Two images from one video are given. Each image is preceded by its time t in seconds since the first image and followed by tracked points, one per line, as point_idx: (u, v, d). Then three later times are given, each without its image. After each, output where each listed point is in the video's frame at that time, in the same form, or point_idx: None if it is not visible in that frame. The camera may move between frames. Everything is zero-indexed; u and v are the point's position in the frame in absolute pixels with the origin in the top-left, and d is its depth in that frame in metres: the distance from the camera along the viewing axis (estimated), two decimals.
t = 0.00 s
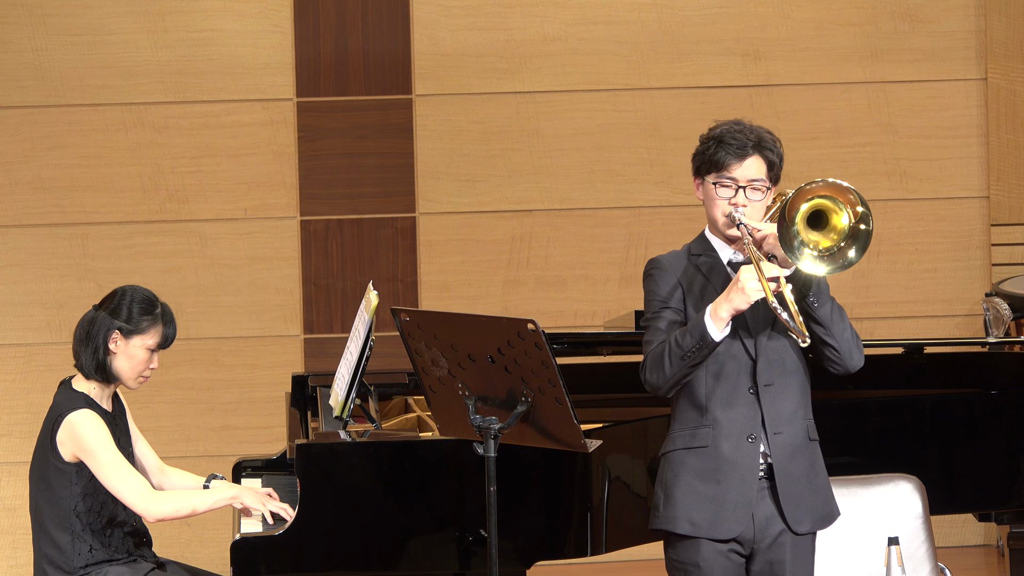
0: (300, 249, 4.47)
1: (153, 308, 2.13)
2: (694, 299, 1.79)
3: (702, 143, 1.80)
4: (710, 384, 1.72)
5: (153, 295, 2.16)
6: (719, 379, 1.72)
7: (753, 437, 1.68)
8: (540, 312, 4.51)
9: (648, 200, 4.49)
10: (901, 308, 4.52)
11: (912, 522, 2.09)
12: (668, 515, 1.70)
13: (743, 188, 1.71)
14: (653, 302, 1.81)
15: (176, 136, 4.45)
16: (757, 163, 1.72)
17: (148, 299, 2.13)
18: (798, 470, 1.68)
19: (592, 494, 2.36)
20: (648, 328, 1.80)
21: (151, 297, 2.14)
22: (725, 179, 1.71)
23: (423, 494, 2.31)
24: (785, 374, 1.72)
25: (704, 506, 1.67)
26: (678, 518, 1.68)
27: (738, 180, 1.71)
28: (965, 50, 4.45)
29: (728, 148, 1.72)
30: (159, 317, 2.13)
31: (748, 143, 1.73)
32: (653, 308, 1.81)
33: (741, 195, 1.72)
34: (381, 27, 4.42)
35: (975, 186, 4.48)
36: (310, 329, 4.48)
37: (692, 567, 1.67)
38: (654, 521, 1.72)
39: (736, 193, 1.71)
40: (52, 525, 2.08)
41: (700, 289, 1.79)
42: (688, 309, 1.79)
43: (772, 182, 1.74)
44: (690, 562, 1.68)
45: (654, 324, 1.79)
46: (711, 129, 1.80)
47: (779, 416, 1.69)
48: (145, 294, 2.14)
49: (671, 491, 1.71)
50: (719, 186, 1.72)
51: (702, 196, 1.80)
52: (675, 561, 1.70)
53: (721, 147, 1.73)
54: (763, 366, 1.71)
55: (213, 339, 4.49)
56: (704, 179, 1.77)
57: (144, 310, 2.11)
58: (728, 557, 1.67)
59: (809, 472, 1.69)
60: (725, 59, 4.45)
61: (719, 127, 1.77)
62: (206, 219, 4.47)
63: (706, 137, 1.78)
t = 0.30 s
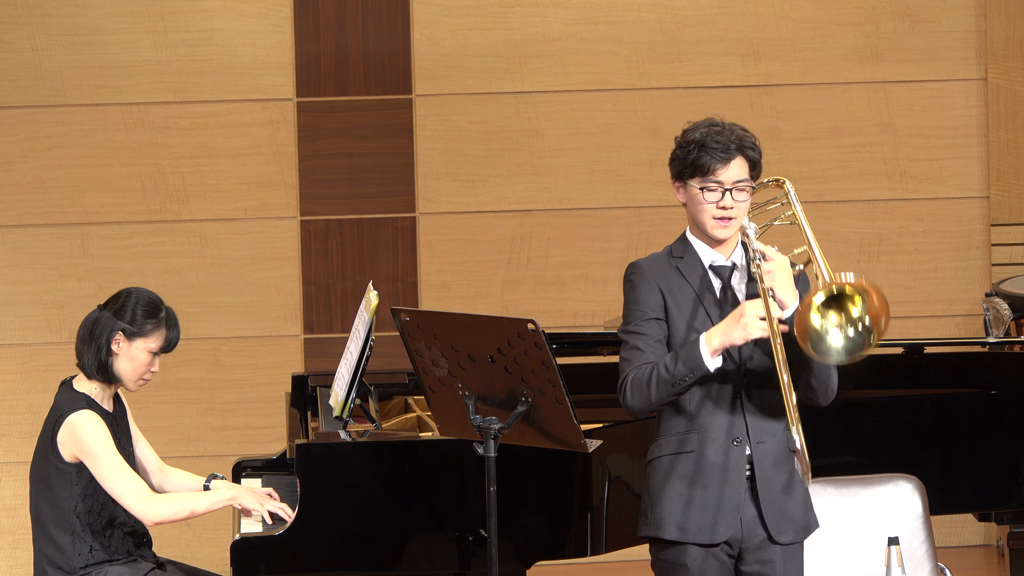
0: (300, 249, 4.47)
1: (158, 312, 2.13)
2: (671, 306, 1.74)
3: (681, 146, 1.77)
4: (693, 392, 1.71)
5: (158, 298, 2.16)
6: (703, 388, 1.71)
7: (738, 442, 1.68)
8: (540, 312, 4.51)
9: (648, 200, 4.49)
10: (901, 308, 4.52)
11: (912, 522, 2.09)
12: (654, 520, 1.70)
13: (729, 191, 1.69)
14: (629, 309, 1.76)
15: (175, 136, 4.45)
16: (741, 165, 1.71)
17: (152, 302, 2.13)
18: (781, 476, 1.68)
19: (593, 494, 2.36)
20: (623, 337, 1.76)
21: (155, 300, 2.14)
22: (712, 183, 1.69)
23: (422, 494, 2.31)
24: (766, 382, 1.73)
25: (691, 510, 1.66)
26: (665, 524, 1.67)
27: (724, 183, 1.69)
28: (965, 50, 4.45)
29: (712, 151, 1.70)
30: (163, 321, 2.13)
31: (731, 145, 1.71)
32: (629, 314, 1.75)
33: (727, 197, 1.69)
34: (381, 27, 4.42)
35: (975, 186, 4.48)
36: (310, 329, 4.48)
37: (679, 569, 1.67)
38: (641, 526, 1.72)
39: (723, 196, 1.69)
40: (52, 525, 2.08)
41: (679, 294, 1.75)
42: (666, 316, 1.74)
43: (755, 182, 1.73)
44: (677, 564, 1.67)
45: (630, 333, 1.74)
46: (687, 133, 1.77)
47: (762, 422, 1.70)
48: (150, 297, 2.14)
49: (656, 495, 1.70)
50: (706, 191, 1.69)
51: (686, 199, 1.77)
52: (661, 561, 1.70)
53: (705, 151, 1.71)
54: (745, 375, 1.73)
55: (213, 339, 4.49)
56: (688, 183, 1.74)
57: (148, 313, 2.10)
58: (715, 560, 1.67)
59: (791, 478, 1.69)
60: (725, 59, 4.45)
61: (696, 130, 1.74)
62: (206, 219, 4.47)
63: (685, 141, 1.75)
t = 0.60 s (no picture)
0: (300, 249, 4.47)
1: (166, 319, 2.12)
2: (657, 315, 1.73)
3: (666, 149, 1.75)
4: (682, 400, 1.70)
5: (168, 305, 2.16)
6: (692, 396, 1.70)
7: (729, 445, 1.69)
8: (540, 312, 4.51)
9: (648, 200, 4.49)
10: (901, 308, 4.52)
11: (912, 521, 2.08)
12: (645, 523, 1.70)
13: (722, 196, 1.69)
14: (615, 317, 1.75)
15: (176, 136, 4.45)
16: (732, 167, 1.71)
17: (162, 310, 2.13)
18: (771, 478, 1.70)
19: (592, 494, 2.36)
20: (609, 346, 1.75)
21: (165, 308, 2.14)
22: (703, 190, 1.69)
23: (422, 494, 2.31)
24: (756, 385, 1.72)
25: (683, 513, 1.67)
26: (658, 528, 1.67)
27: (716, 188, 1.69)
28: (965, 50, 4.45)
29: (703, 158, 1.69)
30: (171, 329, 2.12)
31: (721, 149, 1.70)
32: (615, 323, 1.74)
33: (720, 202, 1.70)
34: (381, 27, 4.42)
35: (975, 186, 4.48)
36: (310, 329, 4.48)
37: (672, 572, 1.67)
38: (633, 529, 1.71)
39: (716, 201, 1.70)
40: (52, 525, 2.08)
41: (668, 298, 1.73)
42: (655, 322, 1.73)
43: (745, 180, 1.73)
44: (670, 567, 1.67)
45: (614, 344, 1.73)
46: (672, 139, 1.75)
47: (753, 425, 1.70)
48: (159, 304, 2.14)
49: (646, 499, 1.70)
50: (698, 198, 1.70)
51: (675, 203, 1.77)
52: (653, 562, 1.70)
53: (695, 158, 1.70)
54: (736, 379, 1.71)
55: (213, 339, 4.49)
56: (679, 190, 1.73)
57: (156, 320, 2.10)
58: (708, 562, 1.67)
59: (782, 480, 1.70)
60: (725, 59, 4.45)
61: (681, 137, 1.73)
62: (206, 219, 4.47)
63: (672, 148, 1.74)
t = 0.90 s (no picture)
0: (300, 249, 4.47)
1: (170, 319, 2.13)
2: (664, 321, 1.72)
3: (710, 150, 1.70)
4: (687, 406, 1.73)
5: (172, 305, 2.17)
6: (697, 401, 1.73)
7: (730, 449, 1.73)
8: (540, 312, 4.51)
9: (648, 200, 4.49)
10: (901, 308, 4.52)
11: (911, 522, 2.09)
12: (650, 526, 1.73)
13: (760, 206, 1.71)
14: (622, 321, 1.74)
15: (176, 136, 4.45)
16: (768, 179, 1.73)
17: (166, 309, 2.13)
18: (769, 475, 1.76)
19: (593, 494, 2.35)
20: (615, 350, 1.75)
21: (170, 308, 2.14)
22: (749, 200, 1.69)
23: (422, 494, 2.31)
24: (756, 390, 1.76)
25: (688, 517, 1.70)
26: (662, 531, 1.71)
27: (759, 198, 1.70)
28: (965, 50, 4.45)
29: (755, 168, 1.68)
30: (175, 328, 2.13)
31: (767, 160, 1.70)
32: (622, 327, 1.73)
33: (755, 211, 1.70)
34: (381, 27, 4.42)
35: (975, 186, 4.48)
36: (310, 329, 4.48)
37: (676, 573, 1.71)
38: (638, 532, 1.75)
39: (755, 211, 1.70)
40: (55, 525, 2.08)
41: (676, 302, 1.73)
42: (663, 327, 1.72)
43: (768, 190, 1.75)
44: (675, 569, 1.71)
45: (623, 351, 1.72)
46: (709, 146, 1.71)
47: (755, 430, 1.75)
48: (163, 303, 2.14)
49: (649, 502, 1.74)
50: (742, 207, 1.69)
51: (705, 205, 1.72)
52: (657, 562, 1.74)
53: (744, 169, 1.68)
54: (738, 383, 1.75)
55: (214, 339, 4.49)
56: (720, 197, 1.70)
57: (160, 320, 2.10)
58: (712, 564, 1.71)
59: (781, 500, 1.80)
60: (726, 59, 4.45)
61: (721, 146, 1.70)
62: (206, 219, 4.47)
63: (714, 156, 1.70)
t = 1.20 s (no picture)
0: (300, 249, 4.47)
1: (174, 317, 2.13)
2: (728, 321, 1.66)
3: (787, 151, 1.67)
4: (739, 407, 1.69)
5: (175, 303, 2.16)
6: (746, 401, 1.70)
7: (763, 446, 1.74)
8: (540, 312, 4.51)
9: (648, 200, 4.49)
10: (901, 308, 4.52)
11: (911, 521, 2.10)
12: (686, 525, 1.68)
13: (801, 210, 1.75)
14: (687, 320, 1.65)
15: (176, 136, 4.45)
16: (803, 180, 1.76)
17: (169, 308, 2.13)
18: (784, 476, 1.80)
19: (593, 494, 2.36)
20: (678, 349, 1.65)
21: (172, 306, 2.14)
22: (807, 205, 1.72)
23: (422, 494, 2.30)
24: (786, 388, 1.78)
25: (729, 514, 1.68)
26: (701, 530, 1.67)
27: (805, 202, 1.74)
28: (965, 50, 4.45)
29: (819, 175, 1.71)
30: (178, 326, 2.13)
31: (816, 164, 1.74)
32: (689, 326, 1.64)
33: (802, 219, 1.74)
34: (381, 27, 4.43)
35: (975, 186, 4.48)
36: (310, 329, 4.48)
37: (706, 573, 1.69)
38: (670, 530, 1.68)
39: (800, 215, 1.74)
40: (58, 524, 2.08)
41: (737, 302, 1.67)
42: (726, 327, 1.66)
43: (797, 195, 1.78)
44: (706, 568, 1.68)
45: (694, 351, 1.63)
46: (787, 149, 1.68)
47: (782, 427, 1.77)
48: (167, 302, 2.14)
49: (683, 499, 1.69)
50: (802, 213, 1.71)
51: (771, 207, 1.69)
52: (691, 561, 1.70)
53: (815, 180, 1.69)
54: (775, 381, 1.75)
55: (213, 339, 4.49)
56: (789, 203, 1.69)
57: (163, 318, 2.10)
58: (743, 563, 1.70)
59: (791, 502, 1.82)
60: (726, 59, 4.45)
61: (799, 152, 1.68)
62: (206, 219, 4.47)
63: (795, 161, 1.67)
